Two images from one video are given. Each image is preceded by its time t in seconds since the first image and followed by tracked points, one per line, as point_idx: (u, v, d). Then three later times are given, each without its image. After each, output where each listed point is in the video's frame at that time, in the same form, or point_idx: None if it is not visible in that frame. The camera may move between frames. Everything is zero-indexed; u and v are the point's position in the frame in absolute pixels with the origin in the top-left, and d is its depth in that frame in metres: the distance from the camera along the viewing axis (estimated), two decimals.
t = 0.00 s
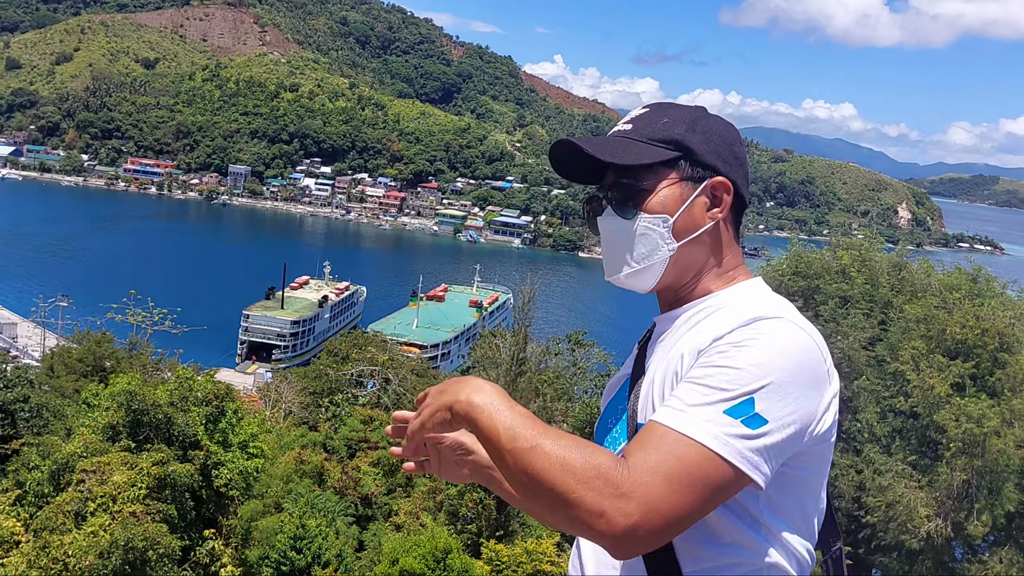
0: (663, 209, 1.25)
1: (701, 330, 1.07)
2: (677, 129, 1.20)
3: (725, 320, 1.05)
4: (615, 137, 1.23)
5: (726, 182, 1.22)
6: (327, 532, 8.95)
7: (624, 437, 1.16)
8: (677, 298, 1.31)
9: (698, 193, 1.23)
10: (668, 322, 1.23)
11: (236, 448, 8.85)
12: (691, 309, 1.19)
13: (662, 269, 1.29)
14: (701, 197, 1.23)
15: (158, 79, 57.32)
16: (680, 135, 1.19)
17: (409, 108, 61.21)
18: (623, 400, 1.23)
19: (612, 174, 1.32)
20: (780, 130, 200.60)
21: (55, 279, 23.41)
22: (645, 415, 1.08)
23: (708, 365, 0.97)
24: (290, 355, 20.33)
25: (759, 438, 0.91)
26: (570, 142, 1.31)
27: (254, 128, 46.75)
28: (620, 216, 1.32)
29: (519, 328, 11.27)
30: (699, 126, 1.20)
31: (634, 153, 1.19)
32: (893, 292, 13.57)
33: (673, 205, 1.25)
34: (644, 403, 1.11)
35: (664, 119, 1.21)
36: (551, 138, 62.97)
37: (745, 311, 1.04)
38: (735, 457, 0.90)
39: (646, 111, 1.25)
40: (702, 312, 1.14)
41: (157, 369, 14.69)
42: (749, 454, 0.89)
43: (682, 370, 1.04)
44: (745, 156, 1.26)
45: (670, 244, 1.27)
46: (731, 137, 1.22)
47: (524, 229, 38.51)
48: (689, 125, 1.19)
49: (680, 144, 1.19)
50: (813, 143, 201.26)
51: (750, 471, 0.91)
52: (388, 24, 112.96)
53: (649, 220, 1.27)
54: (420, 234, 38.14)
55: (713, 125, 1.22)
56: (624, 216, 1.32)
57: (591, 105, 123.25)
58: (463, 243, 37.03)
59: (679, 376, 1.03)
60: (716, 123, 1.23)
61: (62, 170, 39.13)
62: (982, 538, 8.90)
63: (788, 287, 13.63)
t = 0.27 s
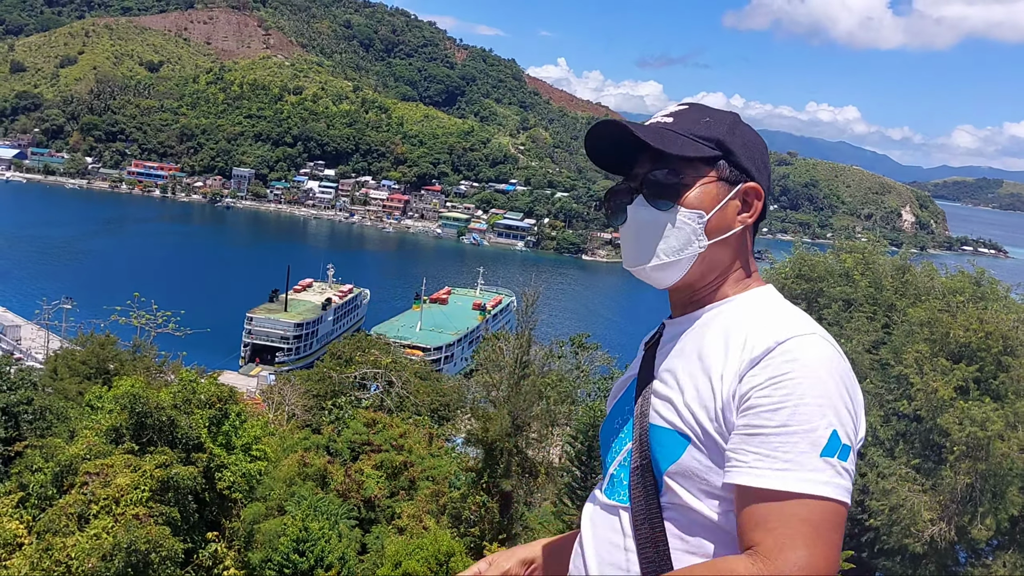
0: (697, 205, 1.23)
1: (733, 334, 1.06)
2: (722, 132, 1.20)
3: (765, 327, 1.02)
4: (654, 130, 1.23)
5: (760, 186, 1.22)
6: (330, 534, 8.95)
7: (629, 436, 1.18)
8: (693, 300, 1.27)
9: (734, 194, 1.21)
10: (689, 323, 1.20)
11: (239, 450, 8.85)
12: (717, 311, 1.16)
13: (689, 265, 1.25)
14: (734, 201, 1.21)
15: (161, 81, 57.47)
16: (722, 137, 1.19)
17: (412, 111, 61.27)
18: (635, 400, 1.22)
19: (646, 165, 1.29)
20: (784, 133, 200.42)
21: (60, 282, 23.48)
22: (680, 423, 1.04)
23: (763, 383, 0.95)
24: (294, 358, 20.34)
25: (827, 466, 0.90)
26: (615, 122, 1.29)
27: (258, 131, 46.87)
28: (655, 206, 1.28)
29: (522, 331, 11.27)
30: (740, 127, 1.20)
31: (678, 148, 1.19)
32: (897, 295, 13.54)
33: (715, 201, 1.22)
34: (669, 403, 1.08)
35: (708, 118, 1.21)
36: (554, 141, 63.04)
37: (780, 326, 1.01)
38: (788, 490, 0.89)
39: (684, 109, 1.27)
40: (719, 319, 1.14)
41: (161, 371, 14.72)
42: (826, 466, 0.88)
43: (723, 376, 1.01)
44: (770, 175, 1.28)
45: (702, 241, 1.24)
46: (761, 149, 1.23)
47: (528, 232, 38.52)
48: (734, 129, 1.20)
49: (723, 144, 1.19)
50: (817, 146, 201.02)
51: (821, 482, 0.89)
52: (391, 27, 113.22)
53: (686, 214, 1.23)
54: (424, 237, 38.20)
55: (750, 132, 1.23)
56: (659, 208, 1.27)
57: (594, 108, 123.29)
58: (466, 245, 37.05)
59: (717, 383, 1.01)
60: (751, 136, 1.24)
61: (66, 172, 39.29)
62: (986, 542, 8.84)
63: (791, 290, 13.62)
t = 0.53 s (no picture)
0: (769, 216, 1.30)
1: (820, 354, 1.13)
2: (798, 144, 1.28)
3: (851, 355, 1.10)
4: (743, 131, 1.25)
5: (814, 201, 1.36)
6: (333, 537, 8.93)
7: (667, 443, 1.22)
8: (734, 311, 1.32)
9: (793, 215, 1.33)
10: (739, 333, 1.24)
11: (242, 453, 8.85)
12: (781, 322, 1.22)
13: (752, 279, 1.30)
14: (792, 217, 1.33)
15: (163, 85, 57.64)
16: (797, 147, 1.27)
17: (414, 114, 61.33)
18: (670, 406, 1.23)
19: (721, 168, 1.32)
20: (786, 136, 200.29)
21: (63, 285, 23.55)
22: (764, 443, 1.10)
23: (857, 406, 1.05)
24: (296, 361, 20.34)
25: (922, 485, 1.05)
26: (707, 116, 1.30)
27: (260, 134, 46.96)
28: (736, 212, 1.32)
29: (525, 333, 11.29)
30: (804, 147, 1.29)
31: (770, 157, 1.25)
32: (900, 297, 13.53)
33: (783, 214, 1.32)
34: (745, 417, 1.13)
35: (782, 125, 1.27)
36: (556, 143, 63.05)
37: (856, 358, 1.09)
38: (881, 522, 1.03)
39: (759, 110, 1.29)
40: (782, 337, 1.19)
41: (163, 374, 14.76)
42: (924, 490, 1.02)
43: (807, 399, 1.09)
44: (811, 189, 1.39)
45: (770, 256, 1.31)
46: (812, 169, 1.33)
47: (530, 234, 38.53)
48: (801, 147, 1.29)
49: (796, 158, 1.28)
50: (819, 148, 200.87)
51: (911, 510, 1.03)
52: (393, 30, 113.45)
53: (769, 226, 1.31)
54: (426, 240, 38.25)
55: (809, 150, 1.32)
56: (738, 216, 1.32)
57: (596, 111, 123.31)
58: (468, 248, 37.08)
59: (802, 407, 1.09)
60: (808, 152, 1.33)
61: (68, 175, 39.36)
62: (989, 544, 8.81)
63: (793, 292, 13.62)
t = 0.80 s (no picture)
0: (805, 229, 1.32)
1: (854, 365, 1.15)
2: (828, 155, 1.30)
3: (878, 364, 1.14)
4: (787, 141, 1.24)
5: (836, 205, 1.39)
6: (333, 537, 8.89)
7: (697, 453, 1.20)
8: (757, 316, 1.31)
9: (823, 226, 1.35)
10: (771, 341, 1.24)
11: (241, 453, 8.84)
12: (812, 327, 1.24)
13: (792, 293, 1.29)
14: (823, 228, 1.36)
15: (165, 84, 57.67)
16: (831, 157, 1.29)
17: (415, 115, 61.34)
18: (698, 414, 1.21)
19: (763, 181, 1.31)
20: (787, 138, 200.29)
21: (63, 284, 23.54)
22: (803, 456, 1.10)
23: (893, 417, 1.09)
24: (296, 361, 20.32)
25: (947, 483, 1.11)
26: (752, 124, 1.28)
27: (261, 133, 46.99)
28: (783, 227, 1.31)
29: (525, 334, 11.29)
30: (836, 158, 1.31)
31: (813, 172, 1.26)
32: (900, 300, 13.55)
33: (818, 228, 1.34)
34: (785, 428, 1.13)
35: (819, 135, 1.27)
36: (557, 145, 63.08)
37: (883, 371, 1.13)
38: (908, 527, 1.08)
39: (797, 120, 1.28)
40: (816, 344, 1.20)
41: (163, 373, 14.76)
42: (951, 499, 1.09)
43: (843, 409, 1.11)
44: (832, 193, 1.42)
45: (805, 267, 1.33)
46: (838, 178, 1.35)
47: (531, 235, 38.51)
48: (833, 156, 1.31)
49: (831, 170, 1.29)
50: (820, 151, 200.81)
51: (933, 513, 1.09)
52: (396, 30, 113.56)
53: (807, 240, 1.32)
54: (427, 241, 38.27)
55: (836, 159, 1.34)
56: (786, 229, 1.31)
57: (597, 112, 123.29)
58: (469, 249, 37.09)
59: (839, 421, 1.10)
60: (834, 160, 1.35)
61: (69, 174, 39.35)
62: (988, 547, 8.76)
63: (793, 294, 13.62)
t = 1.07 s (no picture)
0: (785, 228, 1.31)
1: (827, 362, 1.13)
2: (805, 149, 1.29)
3: (853, 354, 1.12)
4: (759, 141, 1.25)
5: (821, 204, 1.37)
6: (333, 539, 8.89)
7: (682, 457, 1.20)
8: (743, 315, 1.31)
9: (806, 222, 1.34)
10: (751, 341, 1.23)
11: (240, 454, 8.83)
12: (793, 324, 1.22)
13: (772, 290, 1.29)
14: (805, 224, 1.35)
15: (163, 86, 57.61)
16: (810, 152, 1.28)
17: (414, 116, 61.33)
18: (682, 419, 1.21)
19: (737, 182, 1.32)
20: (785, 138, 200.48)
21: (61, 286, 23.50)
22: (779, 459, 1.10)
23: (868, 412, 1.07)
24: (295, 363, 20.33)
25: (948, 467, 1.06)
26: (723, 127, 1.28)
27: (259, 135, 46.96)
28: (758, 229, 1.32)
29: (525, 334, 11.30)
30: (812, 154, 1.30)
31: (787, 168, 1.25)
32: (898, 299, 13.58)
33: (799, 227, 1.33)
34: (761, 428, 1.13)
35: (793, 131, 1.27)
36: (555, 145, 63.13)
37: (859, 364, 1.11)
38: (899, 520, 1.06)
39: (771, 116, 1.28)
40: (793, 339, 1.19)
41: (162, 375, 14.74)
42: (950, 492, 1.04)
43: (819, 406, 1.10)
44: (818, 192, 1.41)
45: (786, 268, 1.31)
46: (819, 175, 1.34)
47: (530, 236, 38.50)
48: (809, 151, 1.30)
49: (809, 165, 1.28)
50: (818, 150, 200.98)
51: (932, 500, 1.04)
52: (393, 31, 113.55)
53: (786, 239, 1.31)
54: (425, 241, 38.24)
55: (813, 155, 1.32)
56: (761, 231, 1.32)
57: (595, 112, 123.50)
58: (468, 250, 37.08)
59: (819, 420, 1.09)
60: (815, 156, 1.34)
61: (67, 176, 39.32)
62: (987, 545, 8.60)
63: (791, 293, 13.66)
